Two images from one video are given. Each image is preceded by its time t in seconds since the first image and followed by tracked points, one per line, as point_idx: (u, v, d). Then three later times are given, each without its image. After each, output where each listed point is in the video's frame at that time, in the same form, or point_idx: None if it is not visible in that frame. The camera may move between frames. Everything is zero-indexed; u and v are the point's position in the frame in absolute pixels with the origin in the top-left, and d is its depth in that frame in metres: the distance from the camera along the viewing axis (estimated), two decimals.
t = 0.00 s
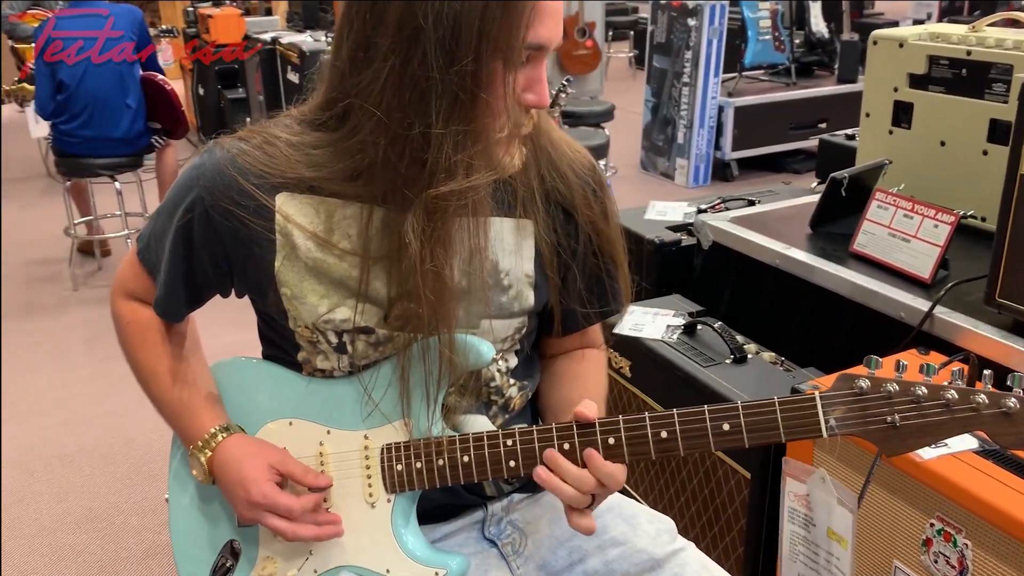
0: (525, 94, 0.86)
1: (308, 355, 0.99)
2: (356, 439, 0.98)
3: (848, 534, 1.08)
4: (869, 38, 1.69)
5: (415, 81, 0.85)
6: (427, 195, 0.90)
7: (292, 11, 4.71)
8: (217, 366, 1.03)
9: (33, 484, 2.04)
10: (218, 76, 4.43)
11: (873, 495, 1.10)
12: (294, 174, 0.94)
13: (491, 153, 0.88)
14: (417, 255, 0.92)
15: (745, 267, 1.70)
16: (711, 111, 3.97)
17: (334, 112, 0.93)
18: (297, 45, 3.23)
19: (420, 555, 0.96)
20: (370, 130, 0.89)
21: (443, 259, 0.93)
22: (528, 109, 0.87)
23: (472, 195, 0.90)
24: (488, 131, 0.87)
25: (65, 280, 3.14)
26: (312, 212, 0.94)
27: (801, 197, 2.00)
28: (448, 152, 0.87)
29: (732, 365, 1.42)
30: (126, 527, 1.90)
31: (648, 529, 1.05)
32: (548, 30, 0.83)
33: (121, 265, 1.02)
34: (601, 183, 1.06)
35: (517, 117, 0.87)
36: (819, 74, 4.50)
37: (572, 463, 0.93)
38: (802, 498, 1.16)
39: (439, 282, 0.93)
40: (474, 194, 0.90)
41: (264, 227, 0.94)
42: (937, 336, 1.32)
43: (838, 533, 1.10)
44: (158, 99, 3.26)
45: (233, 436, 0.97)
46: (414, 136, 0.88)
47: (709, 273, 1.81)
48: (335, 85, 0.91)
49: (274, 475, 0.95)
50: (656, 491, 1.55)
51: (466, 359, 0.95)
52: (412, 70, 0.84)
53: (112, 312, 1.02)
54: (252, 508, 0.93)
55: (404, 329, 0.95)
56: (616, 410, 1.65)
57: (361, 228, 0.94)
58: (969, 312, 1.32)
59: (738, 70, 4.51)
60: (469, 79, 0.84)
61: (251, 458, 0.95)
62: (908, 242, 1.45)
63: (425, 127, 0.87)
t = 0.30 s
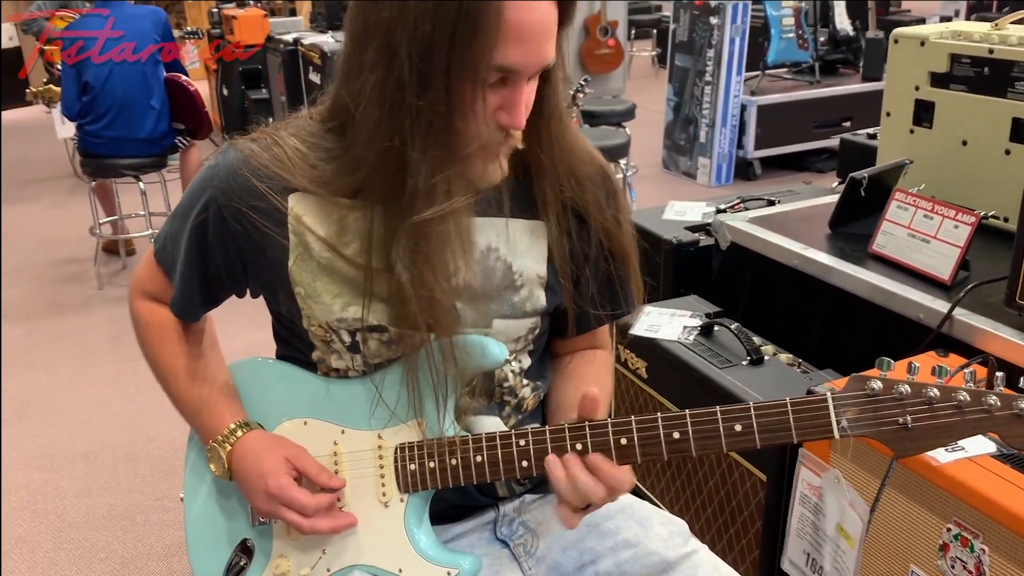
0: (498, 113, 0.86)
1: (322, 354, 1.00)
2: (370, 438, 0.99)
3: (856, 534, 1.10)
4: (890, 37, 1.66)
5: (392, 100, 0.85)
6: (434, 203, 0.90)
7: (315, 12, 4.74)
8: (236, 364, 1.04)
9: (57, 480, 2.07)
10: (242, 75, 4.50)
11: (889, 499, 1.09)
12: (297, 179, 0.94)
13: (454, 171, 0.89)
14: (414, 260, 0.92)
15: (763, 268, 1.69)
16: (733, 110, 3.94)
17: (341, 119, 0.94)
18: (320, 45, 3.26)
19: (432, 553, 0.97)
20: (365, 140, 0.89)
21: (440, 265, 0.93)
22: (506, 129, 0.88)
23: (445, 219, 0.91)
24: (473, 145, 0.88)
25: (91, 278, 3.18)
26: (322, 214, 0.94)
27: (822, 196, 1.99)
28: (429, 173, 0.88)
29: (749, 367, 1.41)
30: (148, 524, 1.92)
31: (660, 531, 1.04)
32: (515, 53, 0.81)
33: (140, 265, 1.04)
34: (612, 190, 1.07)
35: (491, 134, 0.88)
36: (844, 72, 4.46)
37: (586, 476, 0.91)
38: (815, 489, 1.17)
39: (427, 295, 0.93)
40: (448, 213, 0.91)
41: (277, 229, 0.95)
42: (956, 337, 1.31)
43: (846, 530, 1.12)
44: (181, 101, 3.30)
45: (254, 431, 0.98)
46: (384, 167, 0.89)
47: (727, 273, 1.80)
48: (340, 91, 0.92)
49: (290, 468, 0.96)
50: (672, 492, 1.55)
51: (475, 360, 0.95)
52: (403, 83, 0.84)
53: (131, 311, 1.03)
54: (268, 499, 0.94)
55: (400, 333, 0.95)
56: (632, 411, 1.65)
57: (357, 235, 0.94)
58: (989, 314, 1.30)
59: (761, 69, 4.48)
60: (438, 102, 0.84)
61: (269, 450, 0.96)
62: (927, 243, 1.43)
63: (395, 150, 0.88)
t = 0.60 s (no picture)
0: (503, 110, 0.87)
1: (334, 351, 1.00)
2: (384, 434, 0.99)
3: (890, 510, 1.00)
4: (911, 34, 1.64)
5: (403, 94, 0.88)
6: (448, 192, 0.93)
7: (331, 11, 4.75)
8: (256, 364, 1.04)
9: (76, 477, 2.08)
10: (259, 75, 4.48)
11: (911, 501, 1.08)
12: (311, 173, 0.95)
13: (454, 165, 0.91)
14: (421, 254, 0.93)
15: (781, 266, 1.68)
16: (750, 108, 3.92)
17: (358, 115, 0.95)
18: (337, 44, 3.27)
19: (446, 546, 0.97)
20: (380, 133, 0.91)
21: (446, 259, 0.95)
22: (508, 128, 0.89)
23: (445, 214, 0.93)
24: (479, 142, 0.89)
25: (109, 277, 3.20)
26: (339, 208, 0.95)
27: (841, 195, 1.97)
28: (426, 168, 0.91)
29: (768, 366, 1.40)
30: (166, 521, 1.93)
31: (679, 531, 1.03)
32: (522, 53, 0.82)
33: (159, 264, 1.04)
34: (628, 192, 1.08)
35: (494, 132, 0.89)
36: (862, 70, 4.43)
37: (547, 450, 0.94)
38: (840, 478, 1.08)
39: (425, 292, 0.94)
40: (449, 208, 0.93)
41: (294, 225, 0.96)
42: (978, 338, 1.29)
43: (878, 509, 1.02)
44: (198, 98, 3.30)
45: (273, 430, 0.98)
46: (392, 163, 0.91)
47: (745, 272, 1.79)
48: (358, 87, 0.93)
49: (309, 467, 0.96)
50: (689, 493, 1.54)
51: (480, 348, 0.97)
52: (414, 78, 0.86)
53: (152, 310, 1.04)
54: (289, 499, 0.95)
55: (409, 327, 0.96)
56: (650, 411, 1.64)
57: (369, 230, 0.95)
58: (1012, 314, 1.28)
59: (778, 67, 4.46)
60: (440, 98, 0.87)
61: (288, 451, 0.96)
62: (949, 242, 1.42)
63: (399, 146, 0.91)
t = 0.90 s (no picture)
0: (512, 109, 0.88)
1: (355, 345, 1.02)
2: (402, 430, 1.00)
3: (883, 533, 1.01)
4: (929, 32, 1.64)
5: (414, 95, 0.88)
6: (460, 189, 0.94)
7: (347, 8, 4.76)
8: (275, 355, 1.06)
9: (93, 469, 2.10)
10: (274, 72, 4.49)
11: (926, 499, 1.08)
12: (327, 170, 0.96)
13: (466, 163, 0.92)
14: (435, 251, 0.94)
15: (797, 263, 1.68)
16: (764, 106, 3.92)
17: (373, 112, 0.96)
18: (352, 41, 3.28)
19: (461, 544, 0.98)
20: (394, 131, 0.92)
21: (461, 256, 0.95)
22: (519, 127, 0.90)
23: (460, 213, 0.94)
24: (491, 140, 0.90)
25: (126, 271, 3.23)
26: (357, 205, 0.96)
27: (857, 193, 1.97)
28: (439, 167, 0.92)
29: (783, 363, 1.40)
30: (182, 513, 1.95)
31: (693, 527, 1.03)
32: (529, 52, 0.82)
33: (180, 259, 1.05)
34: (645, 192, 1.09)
35: (504, 131, 0.90)
36: (878, 68, 4.41)
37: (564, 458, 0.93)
38: (837, 482, 1.09)
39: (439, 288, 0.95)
40: (462, 208, 0.94)
41: (312, 222, 0.97)
42: (995, 336, 1.29)
43: (869, 525, 1.03)
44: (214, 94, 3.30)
45: (292, 423, 0.99)
46: (406, 160, 0.92)
47: (760, 269, 1.79)
48: (372, 86, 0.94)
49: (328, 460, 0.97)
50: (704, 489, 1.54)
51: (496, 350, 0.97)
52: (424, 79, 0.87)
53: (172, 305, 1.05)
54: (307, 490, 0.96)
55: (424, 322, 0.97)
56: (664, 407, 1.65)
57: (384, 228, 0.96)
58: None
59: (793, 65, 4.45)
60: (451, 99, 0.87)
61: (308, 443, 0.97)
62: (966, 240, 1.41)
63: (413, 146, 0.91)
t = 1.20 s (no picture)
0: (527, 105, 0.88)
1: (373, 337, 1.03)
2: (420, 422, 1.01)
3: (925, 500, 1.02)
4: (947, 29, 1.62)
5: (430, 92, 0.89)
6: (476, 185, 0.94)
7: (361, 6, 4.78)
8: (294, 349, 1.07)
9: (111, 464, 2.12)
10: (289, 70, 4.48)
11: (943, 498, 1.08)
12: (347, 165, 0.97)
13: (481, 159, 0.92)
14: (450, 246, 0.95)
15: (813, 262, 1.68)
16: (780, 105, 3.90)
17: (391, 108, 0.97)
18: (367, 39, 3.29)
19: (484, 533, 0.98)
20: (411, 127, 0.92)
21: (476, 253, 0.96)
22: (534, 122, 0.90)
23: (473, 210, 0.94)
24: (506, 136, 0.91)
25: (143, 268, 3.25)
26: (375, 200, 0.97)
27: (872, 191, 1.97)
28: (454, 163, 0.92)
29: (799, 361, 1.40)
30: (198, 507, 1.96)
31: (709, 523, 1.04)
32: (542, 46, 0.83)
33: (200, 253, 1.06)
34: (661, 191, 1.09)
35: (518, 127, 0.90)
36: (894, 67, 4.39)
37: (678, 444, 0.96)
38: (889, 476, 1.15)
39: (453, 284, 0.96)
40: (476, 204, 0.94)
41: (332, 216, 0.98)
42: (1013, 335, 1.29)
43: (925, 512, 1.10)
44: (229, 93, 3.33)
45: (307, 408, 1.00)
46: (423, 156, 0.93)
47: (776, 267, 1.79)
48: (391, 83, 0.95)
49: (348, 439, 0.98)
50: (720, 487, 1.54)
51: (508, 342, 0.97)
52: (440, 75, 0.87)
53: (191, 298, 1.06)
54: (328, 472, 0.96)
55: (439, 316, 0.97)
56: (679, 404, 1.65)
57: (400, 223, 0.97)
58: None
59: (808, 64, 4.43)
60: (466, 96, 0.88)
61: (327, 425, 0.98)
62: (983, 239, 1.41)
63: (429, 142, 0.92)
